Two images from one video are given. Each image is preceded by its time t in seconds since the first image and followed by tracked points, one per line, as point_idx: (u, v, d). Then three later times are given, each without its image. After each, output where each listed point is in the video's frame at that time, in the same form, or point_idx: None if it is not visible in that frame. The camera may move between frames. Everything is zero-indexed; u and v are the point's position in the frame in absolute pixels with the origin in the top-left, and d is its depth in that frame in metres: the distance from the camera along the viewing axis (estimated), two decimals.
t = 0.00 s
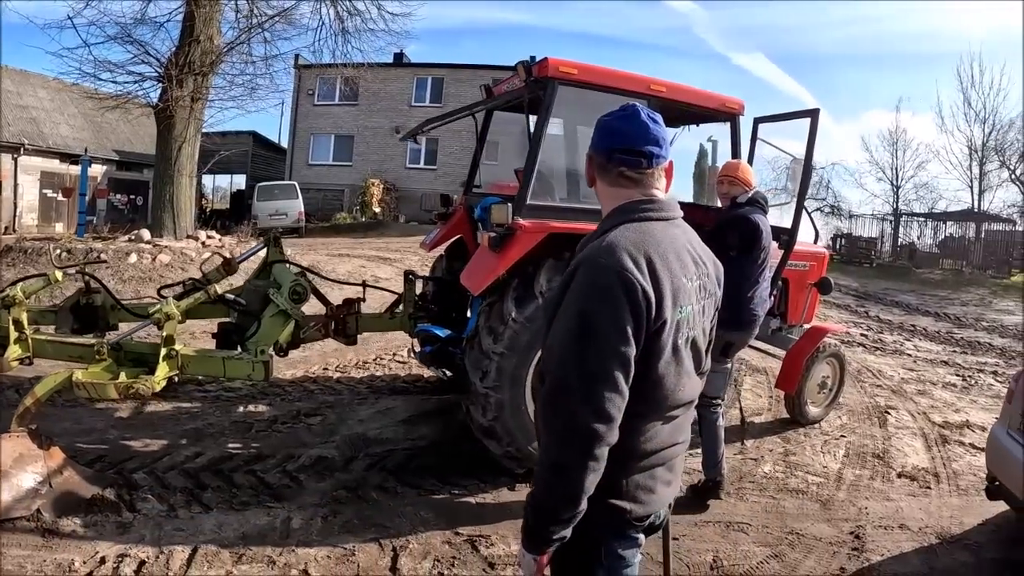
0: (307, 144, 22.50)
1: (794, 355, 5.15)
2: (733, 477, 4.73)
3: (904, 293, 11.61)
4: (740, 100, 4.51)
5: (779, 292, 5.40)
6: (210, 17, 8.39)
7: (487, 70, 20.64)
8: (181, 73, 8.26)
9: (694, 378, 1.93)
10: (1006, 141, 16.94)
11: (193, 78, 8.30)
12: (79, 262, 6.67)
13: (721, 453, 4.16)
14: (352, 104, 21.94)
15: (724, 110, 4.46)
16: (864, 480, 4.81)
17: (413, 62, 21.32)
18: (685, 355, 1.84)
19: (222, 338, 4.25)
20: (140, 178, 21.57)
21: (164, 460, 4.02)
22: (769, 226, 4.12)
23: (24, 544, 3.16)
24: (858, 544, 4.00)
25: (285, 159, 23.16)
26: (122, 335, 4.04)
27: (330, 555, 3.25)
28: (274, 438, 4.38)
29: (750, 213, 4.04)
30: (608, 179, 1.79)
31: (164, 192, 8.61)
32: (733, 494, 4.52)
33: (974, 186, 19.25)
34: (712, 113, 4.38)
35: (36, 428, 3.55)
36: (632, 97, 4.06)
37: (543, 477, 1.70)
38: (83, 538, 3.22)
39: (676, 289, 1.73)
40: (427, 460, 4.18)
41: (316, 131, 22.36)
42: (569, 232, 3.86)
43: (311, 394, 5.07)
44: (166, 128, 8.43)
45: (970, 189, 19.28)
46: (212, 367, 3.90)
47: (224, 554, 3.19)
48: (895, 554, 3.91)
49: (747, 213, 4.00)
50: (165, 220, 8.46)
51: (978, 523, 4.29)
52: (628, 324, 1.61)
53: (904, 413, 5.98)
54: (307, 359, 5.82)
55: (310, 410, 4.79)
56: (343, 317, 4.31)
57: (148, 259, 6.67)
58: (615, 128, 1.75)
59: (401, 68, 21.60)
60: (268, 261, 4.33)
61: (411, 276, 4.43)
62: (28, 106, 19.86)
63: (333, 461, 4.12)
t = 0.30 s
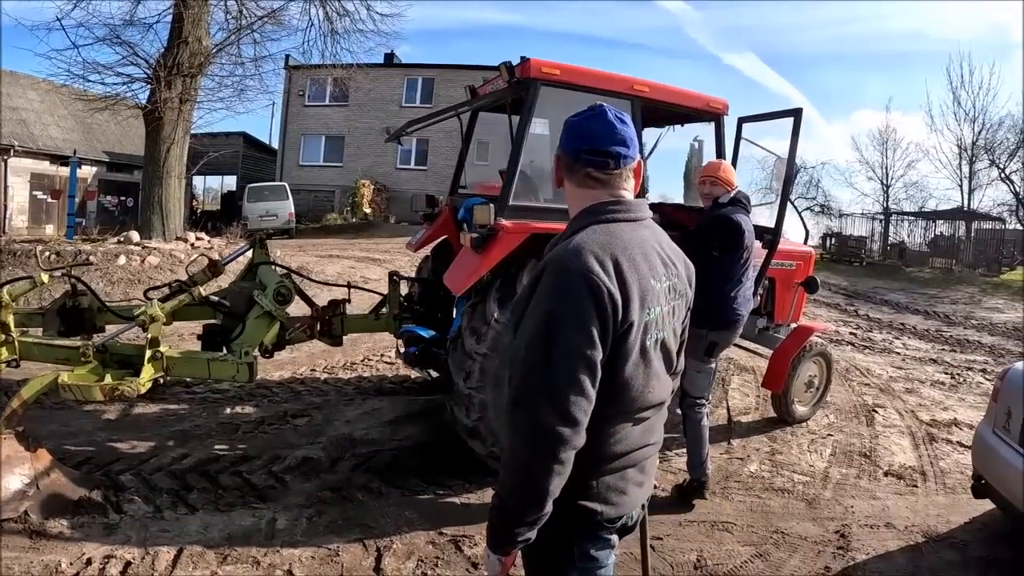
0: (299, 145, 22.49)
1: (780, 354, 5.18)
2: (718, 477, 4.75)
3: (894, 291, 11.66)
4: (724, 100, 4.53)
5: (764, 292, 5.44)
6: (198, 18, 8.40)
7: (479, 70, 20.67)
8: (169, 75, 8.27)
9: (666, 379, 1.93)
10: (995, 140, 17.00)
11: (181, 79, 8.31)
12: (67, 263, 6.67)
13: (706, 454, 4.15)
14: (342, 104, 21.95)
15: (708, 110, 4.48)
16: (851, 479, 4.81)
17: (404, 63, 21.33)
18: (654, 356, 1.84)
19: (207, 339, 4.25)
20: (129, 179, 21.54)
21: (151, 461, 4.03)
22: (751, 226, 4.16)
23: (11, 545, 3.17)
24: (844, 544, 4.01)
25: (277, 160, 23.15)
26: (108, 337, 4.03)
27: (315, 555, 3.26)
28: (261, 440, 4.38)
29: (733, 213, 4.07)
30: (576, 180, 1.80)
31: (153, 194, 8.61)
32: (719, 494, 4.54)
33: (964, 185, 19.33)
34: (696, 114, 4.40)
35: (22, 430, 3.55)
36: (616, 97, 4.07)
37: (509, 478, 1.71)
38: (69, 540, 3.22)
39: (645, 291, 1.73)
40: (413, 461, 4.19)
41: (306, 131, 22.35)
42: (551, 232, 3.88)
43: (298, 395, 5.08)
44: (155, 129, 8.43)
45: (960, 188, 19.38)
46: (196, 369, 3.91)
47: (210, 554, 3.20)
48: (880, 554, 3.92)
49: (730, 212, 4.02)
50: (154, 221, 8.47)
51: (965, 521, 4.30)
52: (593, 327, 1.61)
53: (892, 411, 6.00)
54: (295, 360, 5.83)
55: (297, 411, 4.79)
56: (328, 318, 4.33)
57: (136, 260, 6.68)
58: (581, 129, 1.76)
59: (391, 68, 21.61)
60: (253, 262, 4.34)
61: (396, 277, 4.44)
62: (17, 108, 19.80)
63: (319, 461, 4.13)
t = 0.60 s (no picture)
0: (296, 145, 22.49)
1: (775, 354, 5.17)
2: (713, 477, 4.75)
3: (891, 290, 11.67)
4: (718, 99, 4.52)
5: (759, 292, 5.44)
6: (194, 18, 8.41)
7: (477, 70, 20.68)
8: (164, 75, 8.28)
9: (652, 381, 1.92)
10: (992, 139, 17.00)
11: (176, 80, 8.32)
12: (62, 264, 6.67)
13: (700, 454, 4.13)
14: (339, 104, 21.96)
15: (702, 108, 4.47)
16: (846, 479, 4.80)
17: (402, 63, 21.34)
18: (640, 358, 1.84)
19: (200, 340, 4.24)
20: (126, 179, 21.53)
21: (145, 461, 4.02)
22: (745, 226, 4.15)
23: (5, 546, 3.16)
24: (838, 544, 4.00)
25: (274, 160, 23.15)
26: (101, 337, 4.03)
27: (308, 556, 3.25)
28: (255, 440, 4.38)
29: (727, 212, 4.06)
30: (562, 180, 1.79)
31: (149, 194, 8.61)
32: (713, 494, 4.53)
33: (961, 184, 19.34)
34: (690, 113, 4.40)
35: (16, 431, 3.53)
36: (609, 96, 4.07)
37: (496, 482, 1.70)
38: (63, 540, 3.22)
39: (630, 293, 1.72)
40: (406, 461, 4.19)
41: (303, 132, 22.36)
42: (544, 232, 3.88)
43: (293, 395, 5.08)
44: (151, 129, 8.44)
45: (957, 187, 19.39)
46: (189, 370, 3.90)
47: (203, 555, 3.19)
48: (875, 554, 3.91)
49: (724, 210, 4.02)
50: (150, 221, 8.48)
51: (961, 521, 4.29)
52: (578, 330, 1.60)
53: (888, 411, 5.99)
54: (289, 360, 5.83)
55: (291, 411, 4.79)
56: (322, 318, 4.33)
57: (132, 261, 6.68)
58: (566, 128, 1.75)
59: (388, 68, 21.61)
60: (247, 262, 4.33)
61: (390, 277, 4.44)
62: (13, 107, 19.80)
63: (313, 462, 4.12)
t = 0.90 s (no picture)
0: (293, 145, 22.50)
1: (771, 354, 5.17)
2: (709, 477, 4.75)
3: (887, 290, 11.70)
4: (713, 99, 4.53)
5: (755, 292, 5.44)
6: (190, 18, 8.41)
7: (474, 70, 20.68)
8: (160, 75, 8.28)
9: (642, 382, 1.92)
10: (989, 139, 17.02)
11: (172, 80, 8.31)
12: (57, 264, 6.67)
13: (695, 454, 4.13)
14: (336, 104, 21.96)
15: (698, 109, 4.48)
16: (842, 479, 4.81)
17: (399, 63, 21.34)
18: (630, 359, 1.83)
19: (195, 340, 4.24)
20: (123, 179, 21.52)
21: (141, 462, 4.02)
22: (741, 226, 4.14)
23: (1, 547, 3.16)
24: (834, 545, 4.00)
25: (271, 160, 23.15)
26: (96, 338, 4.02)
27: (302, 557, 3.25)
28: (250, 440, 4.37)
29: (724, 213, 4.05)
30: (552, 182, 1.79)
31: (145, 194, 8.61)
32: (709, 494, 4.53)
33: (958, 184, 19.35)
34: (685, 113, 4.40)
35: (11, 432, 3.51)
36: (604, 96, 4.07)
37: (485, 485, 1.70)
38: (58, 541, 3.21)
39: (618, 293, 1.72)
40: (402, 462, 4.19)
41: (300, 131, 22.36)
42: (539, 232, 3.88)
43: (288, 396, 5.08)
44: (147, 130, 8.44)
45: (954, 187, 19.42)
46: (184, 370, 3.89)
47: (198, 555, 3.19)
48: (871, 554, 3.91)
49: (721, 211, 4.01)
50: (146, 221, 8.48)
51: (956, 521, 4.29)
52: (565, 332, 1.60)
53: (884, 411, 6.00)
54: (285, 361, 5.83)
55: (287, 412, 4.79)
56: (317, 318, 4.32)
57: (128, 261, 6.68)
58: (555, 129, 1.75)
59: (385, 68, 21.62)
60: (243, 262, 4.33)
61: (385, 277, 4.44)
62: (10, 107, 19.78)
63: (309, 462, 4.12)
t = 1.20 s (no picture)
0: (290, 145, 22.49)
1: (768, 355, 5.18)
2: (706, 477, 4.76)
3: (884, 290, 11.72)
4: (711, 99, 4.53)
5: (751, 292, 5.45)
6: (187, 17, 8.40)
7: (472, 69, 20.68)
8: (157, 75, 8.26)
9: (638, 383, 1.92)
10: (986, 139, 17.05)
11: (169, 79, 8.30)
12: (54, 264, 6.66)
13: (692, 454, 4.14)
14: (333, 104, 21.95)
15: (695, 109, 4.48)
16: (839, 479, 4.81)
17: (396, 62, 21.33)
18: (625, 360, 1.84)
19: (192, 340, 4.23)
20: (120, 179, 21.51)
21: (137, 463, 4.01)
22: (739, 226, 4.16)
23: None
24: (830, 544, 4.01)
25: (269, 159, 23.14)
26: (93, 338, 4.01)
27: (299, 557, 3.25)
28: (247, 441, 4.37)
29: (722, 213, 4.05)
30: (547, 182, 1.79)
31: (142, 194, 8.60)
32: (706, 494, 4.54)
33: (954, 184, 19.40)
34: (683, 113, 4.40)
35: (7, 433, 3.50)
36: (601, 96, 4.06)
37: (481, 486, 1.70)
38: (54, 542, 3.21)
39: (613, 294, 1.72)
40: (399, 462, 4.19)
41: (297, 131, 22.36)
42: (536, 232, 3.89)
43: (285, 396, 5.08)
44: (144, 129, 8.43)
45: (951, 187, 19.46)
46: (181, 371, 3.88)
47: (195, 556, 3.19)
48: (868, 554, 3.92)
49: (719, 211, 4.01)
50: (143, 221, 8.47)
51: (953, 521, 4.30)
52: (560, 333, 1.60)
53: (881, 411, 6.01)
54: (282, 361, 5.83)
55: (284, 412, 4.79)
56: (314, 319, 4.32)
57: (124, 262, 6.68)
58: (550, 130, 1.75)
59: (383, 68, 21.61)
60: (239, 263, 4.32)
61: (382, 278, 4.43)
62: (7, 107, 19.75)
63: (305, 463, 4.12)
